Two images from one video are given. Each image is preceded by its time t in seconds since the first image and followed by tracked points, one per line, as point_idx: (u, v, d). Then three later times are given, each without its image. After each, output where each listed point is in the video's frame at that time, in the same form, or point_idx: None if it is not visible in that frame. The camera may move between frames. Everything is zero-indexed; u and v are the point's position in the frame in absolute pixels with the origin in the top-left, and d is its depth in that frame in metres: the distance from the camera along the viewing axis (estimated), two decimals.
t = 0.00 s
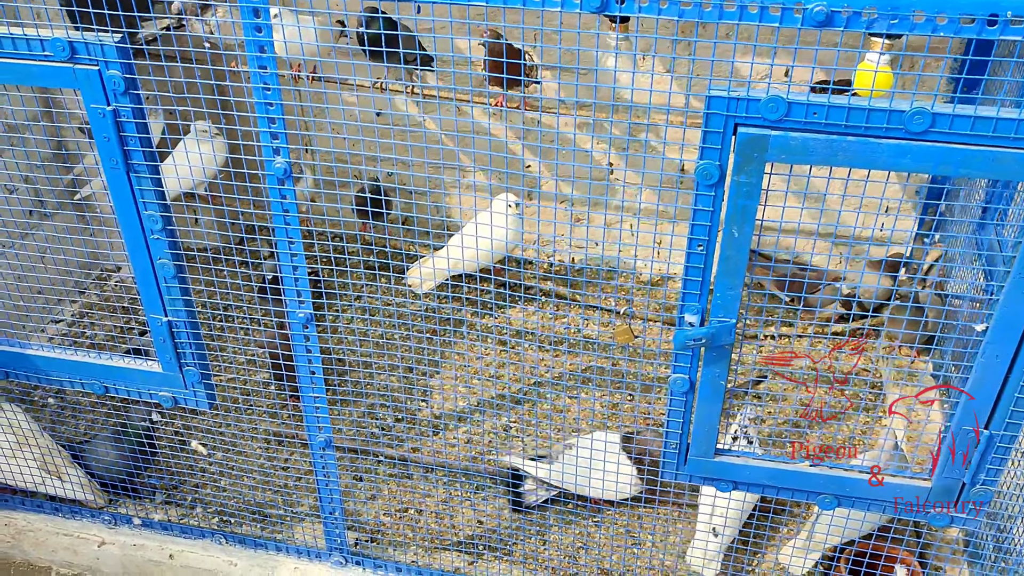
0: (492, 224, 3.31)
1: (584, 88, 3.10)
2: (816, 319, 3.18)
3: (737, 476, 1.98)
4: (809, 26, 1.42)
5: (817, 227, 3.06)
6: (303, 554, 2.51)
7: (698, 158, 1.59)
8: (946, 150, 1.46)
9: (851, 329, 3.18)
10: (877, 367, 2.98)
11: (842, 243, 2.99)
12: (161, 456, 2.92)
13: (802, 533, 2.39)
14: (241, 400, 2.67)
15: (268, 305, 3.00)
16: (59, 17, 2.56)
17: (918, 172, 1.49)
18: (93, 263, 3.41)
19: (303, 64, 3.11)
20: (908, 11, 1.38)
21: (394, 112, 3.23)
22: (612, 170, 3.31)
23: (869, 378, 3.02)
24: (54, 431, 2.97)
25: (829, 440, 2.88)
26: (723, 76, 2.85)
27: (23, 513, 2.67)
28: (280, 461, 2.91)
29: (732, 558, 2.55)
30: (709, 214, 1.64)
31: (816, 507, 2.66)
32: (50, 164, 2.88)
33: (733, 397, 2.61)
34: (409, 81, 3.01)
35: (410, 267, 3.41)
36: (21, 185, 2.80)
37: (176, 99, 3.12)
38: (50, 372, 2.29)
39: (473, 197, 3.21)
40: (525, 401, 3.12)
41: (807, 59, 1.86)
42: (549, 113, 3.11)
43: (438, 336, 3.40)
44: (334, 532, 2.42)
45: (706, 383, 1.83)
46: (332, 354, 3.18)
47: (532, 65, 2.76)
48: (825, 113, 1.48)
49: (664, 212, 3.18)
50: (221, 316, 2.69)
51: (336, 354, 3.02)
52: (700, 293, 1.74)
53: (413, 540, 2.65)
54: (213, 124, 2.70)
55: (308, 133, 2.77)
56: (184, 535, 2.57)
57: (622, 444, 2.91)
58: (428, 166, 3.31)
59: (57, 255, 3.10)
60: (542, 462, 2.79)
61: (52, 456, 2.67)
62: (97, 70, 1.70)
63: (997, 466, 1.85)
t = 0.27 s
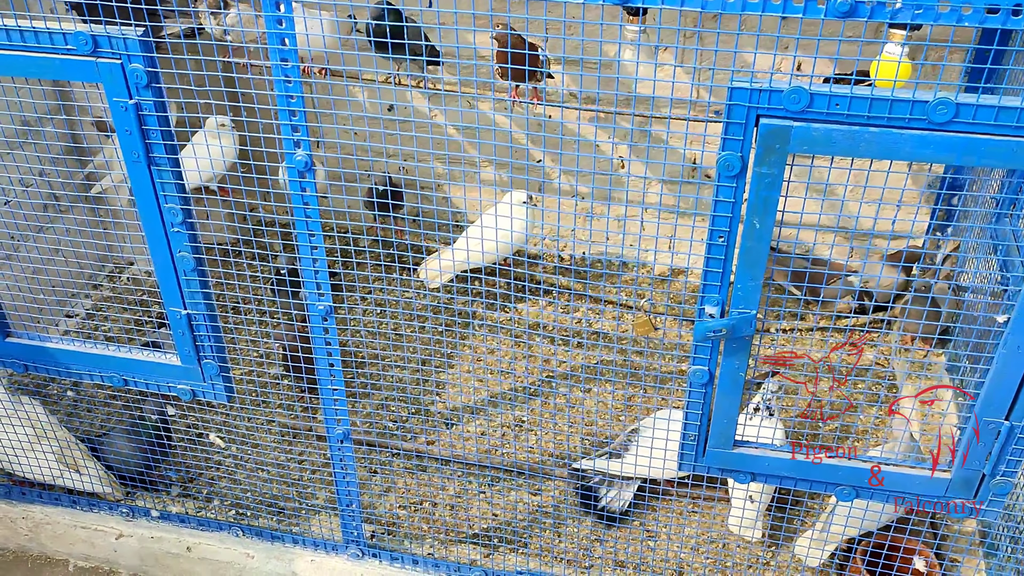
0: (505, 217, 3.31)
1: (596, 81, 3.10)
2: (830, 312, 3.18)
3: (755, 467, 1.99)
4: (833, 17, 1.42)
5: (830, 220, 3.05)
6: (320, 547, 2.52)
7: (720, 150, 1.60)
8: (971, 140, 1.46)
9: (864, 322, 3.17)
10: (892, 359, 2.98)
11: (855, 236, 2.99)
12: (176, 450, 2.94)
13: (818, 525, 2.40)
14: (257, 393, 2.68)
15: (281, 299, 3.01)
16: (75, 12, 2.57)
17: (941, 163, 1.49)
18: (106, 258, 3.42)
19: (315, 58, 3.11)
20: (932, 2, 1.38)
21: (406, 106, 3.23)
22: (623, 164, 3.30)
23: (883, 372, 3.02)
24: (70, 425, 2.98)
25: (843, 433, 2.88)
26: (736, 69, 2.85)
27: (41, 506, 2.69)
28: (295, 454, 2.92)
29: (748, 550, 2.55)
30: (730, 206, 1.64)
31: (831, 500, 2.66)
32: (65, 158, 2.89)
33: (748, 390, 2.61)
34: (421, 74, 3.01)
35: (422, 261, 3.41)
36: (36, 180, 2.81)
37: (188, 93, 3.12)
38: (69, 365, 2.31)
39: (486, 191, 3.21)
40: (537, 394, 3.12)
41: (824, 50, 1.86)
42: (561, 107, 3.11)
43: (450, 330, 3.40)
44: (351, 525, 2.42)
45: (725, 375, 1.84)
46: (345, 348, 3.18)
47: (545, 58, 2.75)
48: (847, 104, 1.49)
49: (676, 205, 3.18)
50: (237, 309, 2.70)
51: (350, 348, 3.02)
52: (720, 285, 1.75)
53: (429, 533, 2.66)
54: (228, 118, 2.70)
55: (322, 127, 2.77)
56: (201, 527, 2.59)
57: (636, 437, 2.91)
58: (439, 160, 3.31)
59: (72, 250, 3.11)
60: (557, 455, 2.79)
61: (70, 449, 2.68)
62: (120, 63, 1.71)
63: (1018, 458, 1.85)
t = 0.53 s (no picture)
0: (512, 216, 3.30)
1: (604, 79, 3.09)
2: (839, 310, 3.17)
3: (768, 466, 1.99)
4: (849, 15, 1.41)
5: (839, 218, 3.05)
6: (330, 547, 2.52)
7: (734, 149, 1.59)
8: (987, 139, 1.45)
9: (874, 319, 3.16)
10: (902, 356, 2.97)
11: (865, 234, 2.98)
12: (186, 450, 2.94)
13: (830, 524, 2.39)
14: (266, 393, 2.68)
15: (290, 298, 3.01)
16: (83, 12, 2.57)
17: (958, 161, 1.48)
18: (114, 259, 3.42)
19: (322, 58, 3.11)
20: None
21: (413, 106, 3.22)
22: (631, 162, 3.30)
23: (893, 369, 3.01)
24: (79, 426, 2.98)
25: (853, 431, 2.87)
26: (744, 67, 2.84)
27: (51, 507, 2.69)
28: (304, 454, 2.92)
29: (759, 549, 2.54)
30: (744, 205, 1.64)
31: (842, 498, 2.66)
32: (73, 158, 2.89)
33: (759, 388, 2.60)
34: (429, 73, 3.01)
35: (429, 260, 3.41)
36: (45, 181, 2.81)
37: (196, 94, 3.12)
38: (80, 366, 2.31)
39: (493, 190, 3.21)
40: (546, 393, 3.12)
41: (838, 48, 1.85)
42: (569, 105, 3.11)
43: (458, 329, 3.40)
44: (362, 525, 2.42)
45: (738, 374, 1.83)
46: (354, 348, 3.18)
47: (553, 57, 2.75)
48: (862, 103, 1.48)
49: (685, 203, 3.17)
50: (246, 310, 2.70)
51: (359, 348, 3.02)
52: (734, 284, 1.74)
53: (439, 532, 2.66)
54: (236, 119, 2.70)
55: (330, 127, 2.77)
56: (212, 528, 2.59)
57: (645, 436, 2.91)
58: (447, 159, 3.31)
59: (80, 250, 3.11)
60: (566, 454, 2.79)
61: (80, 450, 2.68)
62: (132, 65, 1.71)
63: None
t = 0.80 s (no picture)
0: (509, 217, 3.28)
1: (600, 78, 3.07)
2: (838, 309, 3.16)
3: (768, 468, 1.97)
4: (846, 12, 1.40)
5: (838, 217, 3.03)
6: (328, 551, 2.50)
7: (731, 148, 1.57)
8: (987, 136, 1.43)
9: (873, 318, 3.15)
10: (901, 355, 2.96)
11: (863, 232, 2.96)
12: (182, 455, 2.92)
13: (831, 525, 2.38)
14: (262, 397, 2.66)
15: (286, 301, 2.99)
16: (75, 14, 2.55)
17: (957, 159, 1.47)
18: (108, 263, 3.39)
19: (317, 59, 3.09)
20: None
21: (408, 107, 3.20)
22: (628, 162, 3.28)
23: (893, 368, 3.00)
24: (74, 431, 2.96)
25: (853, 430, 2.86)
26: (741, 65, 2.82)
27: (47, 513, 2.67)
28: (301, 458, 2.90)
29: (759, 551, 2.52)
30: (742, 205, 1.62)
31: (842, 498, 2.64)
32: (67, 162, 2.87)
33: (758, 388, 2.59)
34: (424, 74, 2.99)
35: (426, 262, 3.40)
36: (37, 185, 2.78)
37: (189, 96, 3.10)
38: (74, 372, 2.29)
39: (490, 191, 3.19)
40: (544, 395, 3.10)
41: (836, 45, 1.84)
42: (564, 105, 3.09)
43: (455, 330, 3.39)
44: (359, 529, 2.40)
45: (737, 375, 1.82)
46: (351, 351, 3.16)
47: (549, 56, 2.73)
48: (861, 101, 1.46)
49: (682, 202, 3.16)
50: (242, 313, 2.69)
51: (355, 350, 3.01)
52: (732, 285, 1.73)
53: (437, 536, 2.64)
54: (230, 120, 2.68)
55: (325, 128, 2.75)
56: (208, 533, 2.57)
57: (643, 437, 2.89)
58: (443, 160, 3.29)
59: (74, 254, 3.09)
60: (565, 456, 2.77)
61: (75, 455, 2.66)
62: (122, 67, 1.69)
63: None
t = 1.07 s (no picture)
0: (502, 221, 3.28)
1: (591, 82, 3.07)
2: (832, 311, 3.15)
3: (759, 473, 1.96)
4: (830, 16, 1.39)
5: (831, 219, 3.03)
6: (320, 558, 2.49)
7: (717, 153, 1.57)
8: (973, 139, 1.43)
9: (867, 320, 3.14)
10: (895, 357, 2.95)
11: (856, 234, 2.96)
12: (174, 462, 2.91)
13: (824, 528, 2.37)
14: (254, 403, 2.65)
15: (278, 306, 2.98)
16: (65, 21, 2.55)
17: (943, 163, 1.46)
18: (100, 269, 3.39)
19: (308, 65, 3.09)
20: None
21: (400, 112, 3.20)
22: (620, 165, 3.28)
23: (887, 370, 2.99)
24: (66, 439, 2.95)
25: (847, 433, 2.85)
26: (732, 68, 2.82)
27: (38, 521, 2.66)
28: (294, 464, 2.89)
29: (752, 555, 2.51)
30: (728, 210, 1.62)
31: (836, 501, 2.63)
32: (57, 169, 2.87)
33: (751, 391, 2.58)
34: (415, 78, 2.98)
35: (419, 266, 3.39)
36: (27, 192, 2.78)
37: (180, 102, 3.09)
38: (63, 380, 2.28)
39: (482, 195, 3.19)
40: (538, 399, 3.10)
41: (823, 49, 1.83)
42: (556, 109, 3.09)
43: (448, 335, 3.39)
44: (351, 535, 2.39)
45: (726, 380, 1.81)
46: (344, 356, 3.15)
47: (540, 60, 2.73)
48: (846, 105, 1.46)
49: (675, 206, 3.15)
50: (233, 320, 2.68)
51: (347, 356, 3.00)
52: (720, 289, 1.72)
53: (430, 542, 2.63)
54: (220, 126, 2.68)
55: (315, 134, 2.74)
56: (200, 541, 2.56)
57: (637, 441, 2.88)
58: (435, 164, 3.29)
59: (66, 261, 3.09)
60: (558, 461, 2.76)
61: (66, 463, 2.65)
62: (106, 75, 1.68)
63: None
